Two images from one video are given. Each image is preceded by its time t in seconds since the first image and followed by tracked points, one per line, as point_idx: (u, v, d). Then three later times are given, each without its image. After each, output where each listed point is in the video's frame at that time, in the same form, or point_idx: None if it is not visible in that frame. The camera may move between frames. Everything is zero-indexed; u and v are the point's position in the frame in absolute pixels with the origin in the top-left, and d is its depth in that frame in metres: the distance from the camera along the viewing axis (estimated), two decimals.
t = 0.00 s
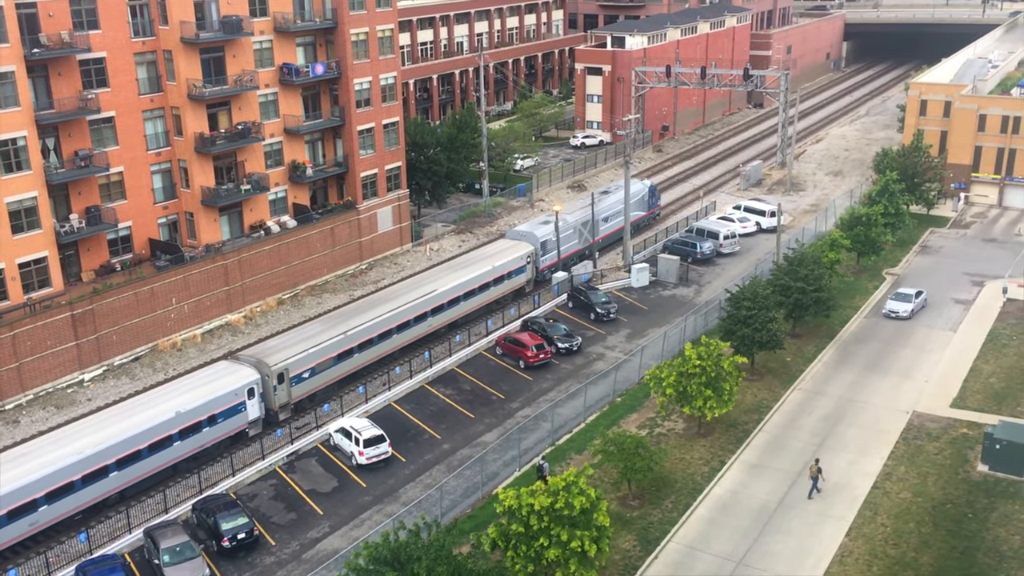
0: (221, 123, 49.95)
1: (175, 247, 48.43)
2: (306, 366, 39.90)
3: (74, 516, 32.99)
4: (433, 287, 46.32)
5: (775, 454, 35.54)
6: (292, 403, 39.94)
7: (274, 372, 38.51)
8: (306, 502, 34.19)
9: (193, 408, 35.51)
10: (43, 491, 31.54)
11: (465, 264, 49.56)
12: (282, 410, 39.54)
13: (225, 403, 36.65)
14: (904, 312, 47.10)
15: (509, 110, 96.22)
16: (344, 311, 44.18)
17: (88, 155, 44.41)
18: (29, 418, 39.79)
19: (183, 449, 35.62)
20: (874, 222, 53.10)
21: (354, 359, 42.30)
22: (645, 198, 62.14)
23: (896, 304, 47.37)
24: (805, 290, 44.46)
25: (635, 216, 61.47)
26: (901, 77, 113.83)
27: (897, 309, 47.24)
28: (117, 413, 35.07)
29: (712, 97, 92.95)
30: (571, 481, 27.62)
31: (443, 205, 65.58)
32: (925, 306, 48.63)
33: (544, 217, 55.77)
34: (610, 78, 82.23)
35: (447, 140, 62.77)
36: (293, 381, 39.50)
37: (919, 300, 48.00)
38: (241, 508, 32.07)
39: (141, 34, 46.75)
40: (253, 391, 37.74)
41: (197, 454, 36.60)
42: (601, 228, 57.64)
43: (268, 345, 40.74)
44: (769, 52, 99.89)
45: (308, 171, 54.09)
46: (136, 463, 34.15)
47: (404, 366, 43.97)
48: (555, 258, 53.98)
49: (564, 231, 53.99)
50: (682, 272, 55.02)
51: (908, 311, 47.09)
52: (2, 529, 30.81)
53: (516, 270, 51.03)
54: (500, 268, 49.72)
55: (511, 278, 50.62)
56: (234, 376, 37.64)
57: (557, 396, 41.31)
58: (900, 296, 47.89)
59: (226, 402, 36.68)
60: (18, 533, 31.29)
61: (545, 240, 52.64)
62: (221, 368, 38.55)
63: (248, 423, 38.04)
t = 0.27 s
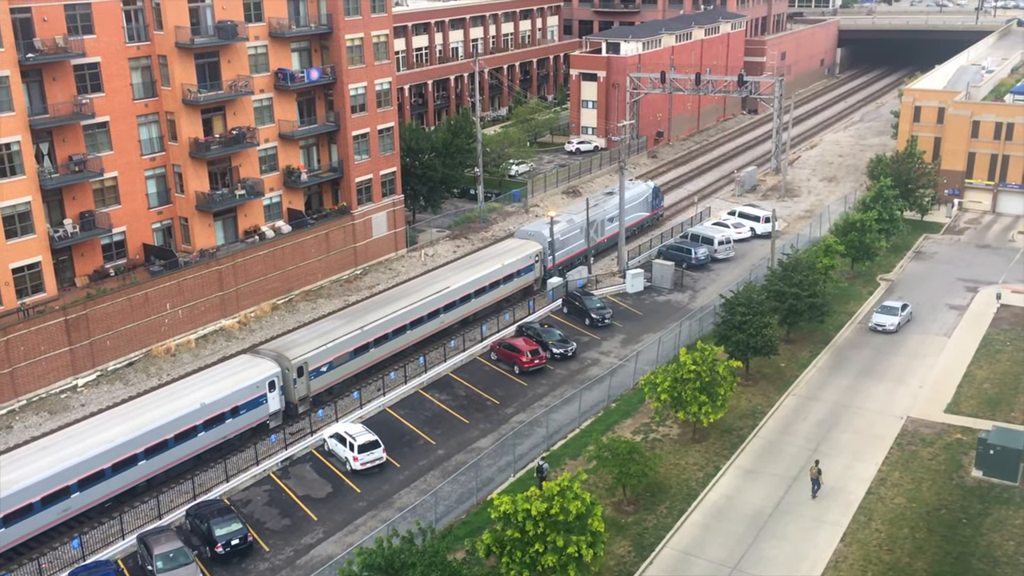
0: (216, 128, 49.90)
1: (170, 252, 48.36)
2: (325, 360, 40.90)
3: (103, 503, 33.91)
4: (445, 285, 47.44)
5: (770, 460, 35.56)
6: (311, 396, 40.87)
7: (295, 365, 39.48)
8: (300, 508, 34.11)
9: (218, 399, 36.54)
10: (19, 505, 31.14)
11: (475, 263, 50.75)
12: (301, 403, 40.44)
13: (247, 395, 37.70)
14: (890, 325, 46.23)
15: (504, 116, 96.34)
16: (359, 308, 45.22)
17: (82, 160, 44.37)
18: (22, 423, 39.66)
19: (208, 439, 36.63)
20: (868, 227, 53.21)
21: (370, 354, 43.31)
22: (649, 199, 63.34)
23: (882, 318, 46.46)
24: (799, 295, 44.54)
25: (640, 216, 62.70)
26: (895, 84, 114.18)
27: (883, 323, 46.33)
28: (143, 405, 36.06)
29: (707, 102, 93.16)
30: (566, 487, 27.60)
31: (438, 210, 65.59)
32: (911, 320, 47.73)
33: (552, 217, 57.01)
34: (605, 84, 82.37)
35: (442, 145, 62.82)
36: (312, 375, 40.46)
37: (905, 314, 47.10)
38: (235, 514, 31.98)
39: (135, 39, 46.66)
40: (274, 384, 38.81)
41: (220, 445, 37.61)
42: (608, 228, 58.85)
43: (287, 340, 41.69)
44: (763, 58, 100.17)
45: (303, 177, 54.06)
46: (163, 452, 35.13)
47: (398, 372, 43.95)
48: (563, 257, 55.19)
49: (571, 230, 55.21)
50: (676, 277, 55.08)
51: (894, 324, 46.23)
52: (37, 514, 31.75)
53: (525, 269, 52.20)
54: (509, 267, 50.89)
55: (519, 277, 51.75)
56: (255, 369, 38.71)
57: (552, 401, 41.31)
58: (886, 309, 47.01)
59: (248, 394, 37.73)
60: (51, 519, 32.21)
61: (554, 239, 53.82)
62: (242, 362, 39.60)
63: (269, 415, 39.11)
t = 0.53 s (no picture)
0: (211, 134, 49.89)
1: (165, 257, 48.31)
2: (342, 356, 41.89)
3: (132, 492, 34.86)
4: (458, 282, 48.49)
5: (765, 466, 35.57)
6: (329, 390, 41.87)
7: (314, 360, 40.48)
8: (295, 514, 34.03)
9: (241, 392, 37.63)
10: (23, 506, 31.35)
11: (486, 261, 51.83)
12: (320, 397, 41.47)
13: (269, 388, 38.83)
14: (876, 340, 45.19)
15: (500, 122, 96.42)
16: (375, 305, 46.26)
17: (77, 165, 44.33)
18: (17, 429, 39.56)
19: (231, 431, 37.69)
20: (863, 233, 53.32)
21: (385, 349, 44.31)
22: (653, 200, 64.42)
23: (869, 333, 45.45)
24: (795, 301, 44.62)
25: (644, 217, 63.80)
26: (889, 90, 114.52)
27: (870, 338, 45.32)
28: (170, 397, 37.09)
29: (702, 108, 93.38)
30: (561, 492, 27.60)
31: (434, 216, 65.58)
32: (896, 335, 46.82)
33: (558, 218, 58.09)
34: (600, 90, 82.50)
35: (438, 151, 62.87)
36: (330, 369, 41.48)
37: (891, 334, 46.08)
38: (229, 520, 31.91)
39: (131, 45, 46.65)
40: (294, 378, 39.91)
41: (242, 437, 38.64)
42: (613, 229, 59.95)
43: (305, 336, 42.72)
44: (758, 64, 100.44)
45: (299, 182, 54.07)
46: (189, 443, 36.15)
47: (394, 378, 43.93)
48: (570, 256, 56.32)
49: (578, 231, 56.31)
50: (672, 283, 55.12)
51: (879, 340, 45.17)
52: (70, 502, 32.70)
53: (537, 268, 53.48)
54: (519, 265, 51.95)
55: (529, 275, 52.75)
56: (276, 363, 39.81)
57: (547, 407, 41.30)
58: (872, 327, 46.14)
59: (270, 388, 38.82)
60: (84, 507, 33.13)
61: (560, 239, 54.95)
62: (263, 356, 40.67)
63: (289, 409, 40.20)
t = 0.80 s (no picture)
0: (207, 140, 49.88)
1: (161, 264, 48.26)
2: (360, 351, 42.82)
3: (160, 483, 35.69)
4: (469, 281, 49.48)
5: (762, 471, 35.57)
6: (347, 385, 42.82)
7: (333, 356, 41.45)
8: (291, 521, 33.95)
9: (265, 385, 38.46)
10: (57, 495, 32.18)
11: (496, 261, 52.89)
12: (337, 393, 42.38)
13: (291, 382, 39.63)
14: (865, 356, 44.23)
15: (495, 128, 96.48)
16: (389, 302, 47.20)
17: (73, 172, 44.31)
18: (11, 437, 39.44)
19: (255, 424, 38.50)
20: (858, 239, 53.42)
21: (401, 346, 45.30)
22: (656, 202, 65.40)
23: (857, 349, 44.46)
24: (790, 307, 44.66)
25: (648, 219, 64.78)
26: (883, 97, 114.85)
27: (858, 354, 44.34)
28: (195, 391, 37.88)
29: (697, 115, 93.56)
30: (556, 498, 27.58)
31: (430, 222, 65.55)
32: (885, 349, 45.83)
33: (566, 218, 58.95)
34: (596, 96, 82.58)
35: (434, 157, 62.89)
36: (348, 365, 42.40)
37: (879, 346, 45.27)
38: (225, 527, 31.83)
39: (126, 52, 46.64)
40: (314, 372, 40.76)
41: (264, 430, 39.46)
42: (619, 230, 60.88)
43: (323, 333, 43.65)
44: (753, 71, 100.68)
45: (294, 189, 54.05)
46: (215, 435, 36.97)
47: (390, 384, 43.90)
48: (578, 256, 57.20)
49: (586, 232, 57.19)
50: (668, 289, 55.15)
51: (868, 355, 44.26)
52: (103, 490, 33.56)
53: (537, 269, 54.00)
54: (528, 265, 53.03)
55: (536, 276, 53.87)
56: (297, 358, 40.64)
57: (544, 413, 41.27)
58: (858, 340, 45.09)
59: (291, 382, 39.65)
60: (115, 496, 33.97)
61: (569, 240, 55.75)
62: (284, 351, 41.50)
63: (310, 403, 41.04)
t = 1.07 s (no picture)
0: (203, 148, 49.87)
1: (156, 271, 48.20)
2: (377, 348, 43.96)
3: (187, 475, 36.67)
4: (481, 281, 50.69)
5: (758, 477, 35.56)
6: (364, 382, 43.96)
7: (351, 352, 42.60)
8: (287, 529, 33.87)
9: (286, 381, 39.48)
10: (91, 486, 33.10)
11: (505, 262, 54.10)
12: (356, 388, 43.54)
13: (310, 378, 40.64)
14: (854, 373, 43.15)
15: (491, 135, 96.59)
16: (404, 302, 48.39)
17: (68, 180, 44.27)
18: (6, 445, 39.32)
19: (277, 419, 39.53)
20: (854, 245, 53.56)
21: (415, 344, 46.45)
22: (660, 204, 66.69)
23: (845, 364, 43.35)
24: (787, 312, 44.71)
25: (652, 221, 66.07)
26: (877, 103, 115.22)
27: (846, 370, 43.23)
28: (217, 386, 38.86)
29: (693, 121, 93.79)
30: (553, 504, 27.56)
31: (426, 229, 65.51)
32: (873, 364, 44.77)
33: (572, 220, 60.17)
34: (592, 103, 82.73)
35: (429, 164, 62.92)
36: (366, 362, 43.54)
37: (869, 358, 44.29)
38: (220, 535, 31.75)
39: (122, 59, 46.62)
40: (333, 369, 41.83)
41: (285, 425, 40.48)
42: (623, 231, 62.13)
43: (340, 331, 44.80)
44: (748, 77, 100.94)
45: (290, 196, 54.03)
46: (239, 429, 37.98)
47: (386, 392, 43.85)
48: (584, 257, 58.40)
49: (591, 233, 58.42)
50: (664, 295, 55.19)
51: (857, 372, 43.18)
52: (133, 482, 34.49)
53: (532, 276, 54.04)
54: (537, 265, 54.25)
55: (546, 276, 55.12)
56: (316, 355, 41.69)
57: (540, 420, 41.25)
58: (844, 355, 44.02)
59: (311, 377, 40.71)
60: (145, 487, 34.92)
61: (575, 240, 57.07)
62: (303, 349, 42.55)
63: (328, 399, 42.08)
